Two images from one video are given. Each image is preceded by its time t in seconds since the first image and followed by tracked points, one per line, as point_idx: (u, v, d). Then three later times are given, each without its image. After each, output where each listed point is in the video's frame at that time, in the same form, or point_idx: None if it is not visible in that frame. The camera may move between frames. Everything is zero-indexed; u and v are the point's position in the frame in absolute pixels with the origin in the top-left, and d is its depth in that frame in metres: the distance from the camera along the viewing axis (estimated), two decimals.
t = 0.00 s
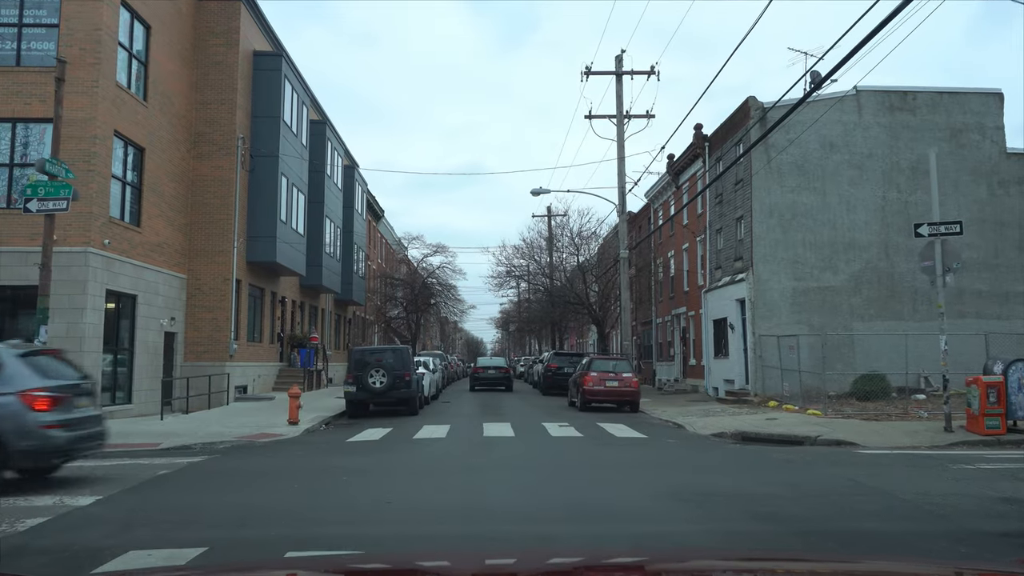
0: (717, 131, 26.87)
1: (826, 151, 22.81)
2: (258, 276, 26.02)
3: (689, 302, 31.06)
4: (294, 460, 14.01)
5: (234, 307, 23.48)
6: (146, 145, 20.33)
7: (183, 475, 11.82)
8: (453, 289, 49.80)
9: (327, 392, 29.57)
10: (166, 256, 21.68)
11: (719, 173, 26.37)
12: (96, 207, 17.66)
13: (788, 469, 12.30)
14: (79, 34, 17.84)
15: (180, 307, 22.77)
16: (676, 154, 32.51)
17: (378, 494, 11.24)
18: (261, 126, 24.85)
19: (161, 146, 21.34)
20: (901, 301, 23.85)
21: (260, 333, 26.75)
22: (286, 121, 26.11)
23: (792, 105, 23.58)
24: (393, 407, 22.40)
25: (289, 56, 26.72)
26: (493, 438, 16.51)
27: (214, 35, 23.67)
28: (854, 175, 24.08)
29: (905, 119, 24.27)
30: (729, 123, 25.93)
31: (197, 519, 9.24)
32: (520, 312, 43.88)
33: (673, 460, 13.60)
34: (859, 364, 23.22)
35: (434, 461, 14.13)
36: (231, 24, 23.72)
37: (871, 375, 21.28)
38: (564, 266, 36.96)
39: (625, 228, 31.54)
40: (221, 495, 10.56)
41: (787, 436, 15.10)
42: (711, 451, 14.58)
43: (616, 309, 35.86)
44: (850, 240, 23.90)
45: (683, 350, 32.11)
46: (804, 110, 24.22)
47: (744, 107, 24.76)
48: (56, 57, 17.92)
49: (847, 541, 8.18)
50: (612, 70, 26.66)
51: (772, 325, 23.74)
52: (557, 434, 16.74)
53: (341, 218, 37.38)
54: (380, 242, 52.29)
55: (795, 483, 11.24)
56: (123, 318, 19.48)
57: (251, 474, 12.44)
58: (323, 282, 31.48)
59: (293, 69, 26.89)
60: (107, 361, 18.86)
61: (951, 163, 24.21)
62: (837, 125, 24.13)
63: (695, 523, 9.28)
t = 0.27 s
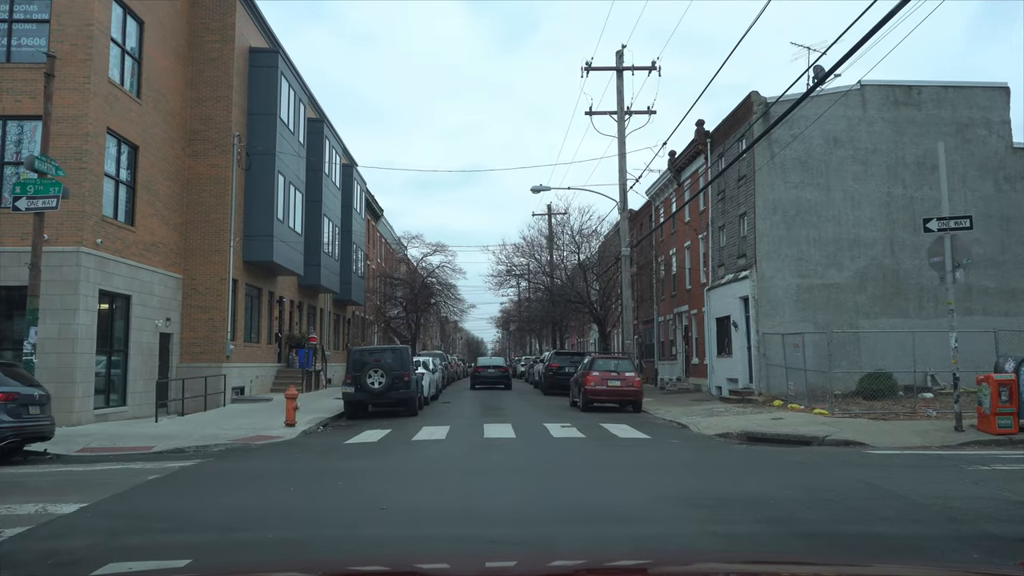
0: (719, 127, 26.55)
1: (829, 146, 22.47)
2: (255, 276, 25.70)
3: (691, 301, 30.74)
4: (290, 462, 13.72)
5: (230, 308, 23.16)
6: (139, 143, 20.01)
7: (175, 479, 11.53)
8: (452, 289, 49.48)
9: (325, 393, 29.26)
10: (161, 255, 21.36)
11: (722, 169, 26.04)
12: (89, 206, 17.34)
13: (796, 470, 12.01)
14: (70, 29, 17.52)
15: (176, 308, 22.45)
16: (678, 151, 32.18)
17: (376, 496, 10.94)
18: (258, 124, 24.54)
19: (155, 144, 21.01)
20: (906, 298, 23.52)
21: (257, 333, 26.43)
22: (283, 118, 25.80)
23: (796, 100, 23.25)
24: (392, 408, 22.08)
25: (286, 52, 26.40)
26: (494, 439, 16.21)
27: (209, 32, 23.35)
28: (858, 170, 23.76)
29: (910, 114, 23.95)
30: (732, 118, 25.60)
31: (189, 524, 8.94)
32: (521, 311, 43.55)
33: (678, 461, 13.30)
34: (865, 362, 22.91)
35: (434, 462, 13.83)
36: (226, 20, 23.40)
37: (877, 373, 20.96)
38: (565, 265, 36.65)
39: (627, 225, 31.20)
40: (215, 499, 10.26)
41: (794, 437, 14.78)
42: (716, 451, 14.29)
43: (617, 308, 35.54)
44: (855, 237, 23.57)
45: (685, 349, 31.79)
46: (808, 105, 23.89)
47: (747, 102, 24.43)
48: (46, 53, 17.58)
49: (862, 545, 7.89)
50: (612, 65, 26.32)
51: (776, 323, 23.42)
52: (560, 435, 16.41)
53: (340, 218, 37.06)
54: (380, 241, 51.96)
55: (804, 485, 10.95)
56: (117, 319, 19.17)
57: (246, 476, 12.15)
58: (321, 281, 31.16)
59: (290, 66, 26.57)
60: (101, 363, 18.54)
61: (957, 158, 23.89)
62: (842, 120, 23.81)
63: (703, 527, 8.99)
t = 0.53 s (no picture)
0: (722, 123, 26.18)
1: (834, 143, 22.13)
2: (252, 274, 25.35)
3: (694, 300, 30.40)
4: (285, 464, 13.40)
5: (226, 307, 22.80)
6: (133, 139, 19.67)
7: (167, 481, 11.22)
8: (452, 288, 49.12)
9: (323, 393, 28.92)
10: (156, 254, 21.02)
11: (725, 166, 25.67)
12: (80, 203, 17.00)
13: (806, 473, 11.69)
14: (61, 22, 17.19)
15: (172, 307, 22.10)
16: (680, 148, 31.82)
17: (374, 498, 10.64)
18: (254, 120, 24.20)
19: (149, 140, 20.68)
20: (913, 297, 23.18)
21: (254, 333, 26.08)
22: (280, 115, 25.44)
23: (800, 95, 22.91)
24: (390, 408, 21.73)
25: (283, 48, 26.05)
26: (494, 440, 15.88)
27: (204, 27, 23.00)
28: (863, 167, 23.42)
29: (916, 110, 23.61)
30: (735, 114, 25.25)
31: (179, 530, 8.65)
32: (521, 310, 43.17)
33: (684, 463, 12.98)
34: (870, 362, 22.58)
35: (433, 464, 13.51)
36: (222, 16, 23.05)
37: (884, 373, 20.61)
38: (565, 263, 36.30)
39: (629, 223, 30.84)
40: (207, 502, 9.96)
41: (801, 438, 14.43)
42: (722, 453, 13.96)
43: (618, 307, 35.19)
44: (860, 234, 23.23)
45: (688, 348, 31.44)
46: (813, 101, 23.54)
47: (751, 98, 24.06)
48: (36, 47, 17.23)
49: (878, 552, 7.59)
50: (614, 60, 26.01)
51: (780, 322, 23.09)
52: (562, 436, 16.07)
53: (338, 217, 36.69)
54: (379, 241, 51.61)
55: (814, 488, 10.63)
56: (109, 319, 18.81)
57: (240, 478, 11.83)
58: (319, 280, 30.81)
59: (287, 62, 26.23)
60: (94, 363, 18.20)
61: (964, 154, 23.56)
62: (846, 116, 23.47)
63: (712, 531, 8.69)
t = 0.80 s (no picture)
0: (726, 121, 25.82)
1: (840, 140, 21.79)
2: (249, 273, 24.99)
3: (696, 299, 30.03)
4: (280, 466, 13.04)
5: (222, 306, 22.44)
6: (127, 134, 19.31)
7: (156, 485, 10.86)
8: (452, 288, 48.76)
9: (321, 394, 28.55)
10: (150, 252, 20.66)
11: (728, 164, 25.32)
12: (72, 199, 16.64)
13: (817, 477, 11.33)
14: (53, 15, 16.84)
15: (167, 306, 21.75)
16: (683, 147, 31.45)
17: (371, 501, 10.28)
18: (251, 116, 23.83)
19: (144, 136, 20.31)
20: (920, 297, 22.81)
21: (251, 332, 25.70)
22: (278, 111, 25.07)
23: (806, 92, 22.54)
24: (389, 409, 21.34)
25: (280, 44, 25.69)
26: (495, 442, 15.51)
27: (200, 21, 22.62)
28: (870, 165, 23.04)
29: (923, 107, 23.24)
30: (739, 111, 24.87)
31: (166, 537, 8.30)
32: (522, 310, 42.79)
33: (691, 466, 12.62)
34: (877, 363, 22.21)
35: (432, 466, 13.14)
36: (218, 10, 22.68)
37: (891, 374, 20.24)
38: (566, 263, 35.95)
39: (631, 222, 30.47)
40: (197, 507, 9.60)
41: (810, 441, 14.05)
42: (729, 456, 13.59)
43: (620, 307, 34.82)
44: (866, 233, 22.86)
45: (690, 349, 31.07)
46: (819, 98, 23.17)
47: (756, 94, 23.69)
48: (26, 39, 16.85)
49: (898, 560, 7.25)
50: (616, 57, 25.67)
51: (785, 322, 22.72)
52: (564, 438, 15.70)
53: (337, 216, 36.34)
54: (378, 240, 51.27)
55: (827, 493, 10.27)
56: (102, 319, 18.46)
57: (232, 481, 11.47)
58: (318, 279, 30.44)
59: (285, 58, 25.86)
60: (86, 363, 17.84)
61: (972, 152, 23.19)
62: (853, 113, 23.10)
63: (722, 537, 8.35)
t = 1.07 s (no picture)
0: (730, 117, 25.41)
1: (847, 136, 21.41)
2: (245, 272, 24.59)
3: (699, 299, 29.62)
4: (274, 469, 12.62)
5: (218, 305, 22.04)
6: (119, 129, 18.89)
7: (145, 488, 10.47)
8: (452, 287, 48.40)
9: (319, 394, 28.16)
10: (143, 249, 20.26)
11: (733, 161, 24.91)
12: (62, 194, 16.24)
13: (829, 480, 10.93)
14: (42, 6, 16.43)
15: (161, 305, 21.34)
16: (685, 144, 31.06)
17: (368, 504, 9.88)
18: (247, 112, 23.43)
19: (137, 131, 19.90)
20: (927, 296, 22.41)
21: (247, 332, 25.29)
22: (274, 107, 24.66)
23: (812, 87, 22.14)
24: (387, 410, 20.96)
25: (277, 39, 25.28)
26: (495, 444, 15.12)
27: (195, 15, 22.21)
28: (877, 161, 22.64)
29: (931, 103, 22.84)
30: (744, 107, 24.45)
31: (149, 543, 7.92)
32: (522, 310, 42.38)
33: (699, 469, 12.20)
34: (884, 363, 21.81)
35: (431, 468, 12.74)
36: (213, 3, 22.27)
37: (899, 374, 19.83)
38: (567, 262, 35.57)
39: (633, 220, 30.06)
40: (184, 512, 9.21)
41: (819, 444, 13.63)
42: (736, 458, 13.19)
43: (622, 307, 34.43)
44: (873, 231, 22.45)
45: (693, 349, 30.66)
46: (825, 93, 22.77)
47: (760, 90, 23.29)
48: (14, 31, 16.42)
49: (920, 568, 6.84)
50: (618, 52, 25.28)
51: (791, 321, 22.31)
52: (566, 440, 15.30)
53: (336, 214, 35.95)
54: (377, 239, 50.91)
55: (841, 497, 9.89)
56: (93, 317, 18.06)
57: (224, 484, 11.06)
58: (315, 278, 30.04)
59: (282, 52, 25.45)
60: (76, 362, 17.43)
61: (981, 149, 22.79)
62: (859, 109, 22.70)
63: (735, 542, 7.94)
